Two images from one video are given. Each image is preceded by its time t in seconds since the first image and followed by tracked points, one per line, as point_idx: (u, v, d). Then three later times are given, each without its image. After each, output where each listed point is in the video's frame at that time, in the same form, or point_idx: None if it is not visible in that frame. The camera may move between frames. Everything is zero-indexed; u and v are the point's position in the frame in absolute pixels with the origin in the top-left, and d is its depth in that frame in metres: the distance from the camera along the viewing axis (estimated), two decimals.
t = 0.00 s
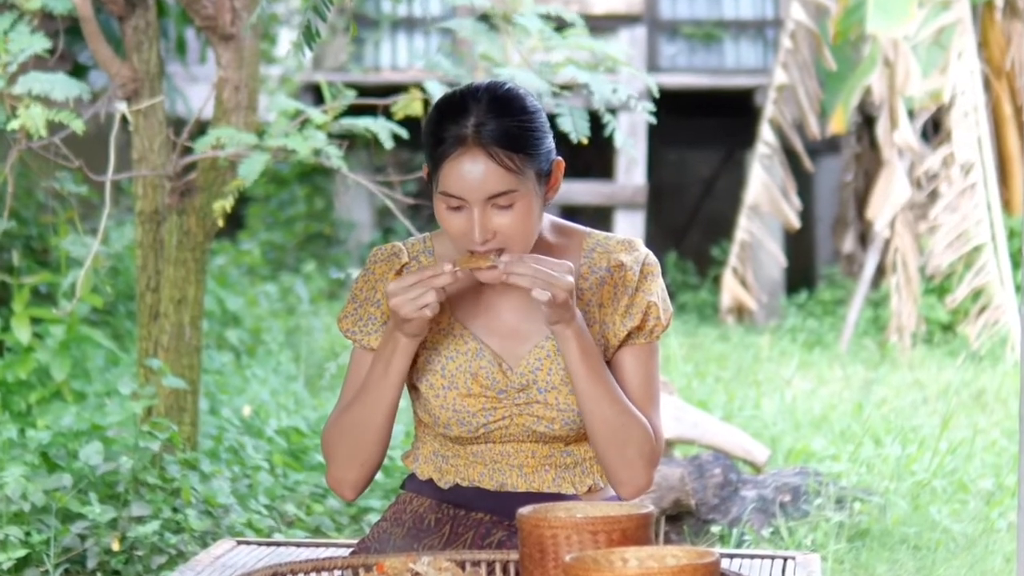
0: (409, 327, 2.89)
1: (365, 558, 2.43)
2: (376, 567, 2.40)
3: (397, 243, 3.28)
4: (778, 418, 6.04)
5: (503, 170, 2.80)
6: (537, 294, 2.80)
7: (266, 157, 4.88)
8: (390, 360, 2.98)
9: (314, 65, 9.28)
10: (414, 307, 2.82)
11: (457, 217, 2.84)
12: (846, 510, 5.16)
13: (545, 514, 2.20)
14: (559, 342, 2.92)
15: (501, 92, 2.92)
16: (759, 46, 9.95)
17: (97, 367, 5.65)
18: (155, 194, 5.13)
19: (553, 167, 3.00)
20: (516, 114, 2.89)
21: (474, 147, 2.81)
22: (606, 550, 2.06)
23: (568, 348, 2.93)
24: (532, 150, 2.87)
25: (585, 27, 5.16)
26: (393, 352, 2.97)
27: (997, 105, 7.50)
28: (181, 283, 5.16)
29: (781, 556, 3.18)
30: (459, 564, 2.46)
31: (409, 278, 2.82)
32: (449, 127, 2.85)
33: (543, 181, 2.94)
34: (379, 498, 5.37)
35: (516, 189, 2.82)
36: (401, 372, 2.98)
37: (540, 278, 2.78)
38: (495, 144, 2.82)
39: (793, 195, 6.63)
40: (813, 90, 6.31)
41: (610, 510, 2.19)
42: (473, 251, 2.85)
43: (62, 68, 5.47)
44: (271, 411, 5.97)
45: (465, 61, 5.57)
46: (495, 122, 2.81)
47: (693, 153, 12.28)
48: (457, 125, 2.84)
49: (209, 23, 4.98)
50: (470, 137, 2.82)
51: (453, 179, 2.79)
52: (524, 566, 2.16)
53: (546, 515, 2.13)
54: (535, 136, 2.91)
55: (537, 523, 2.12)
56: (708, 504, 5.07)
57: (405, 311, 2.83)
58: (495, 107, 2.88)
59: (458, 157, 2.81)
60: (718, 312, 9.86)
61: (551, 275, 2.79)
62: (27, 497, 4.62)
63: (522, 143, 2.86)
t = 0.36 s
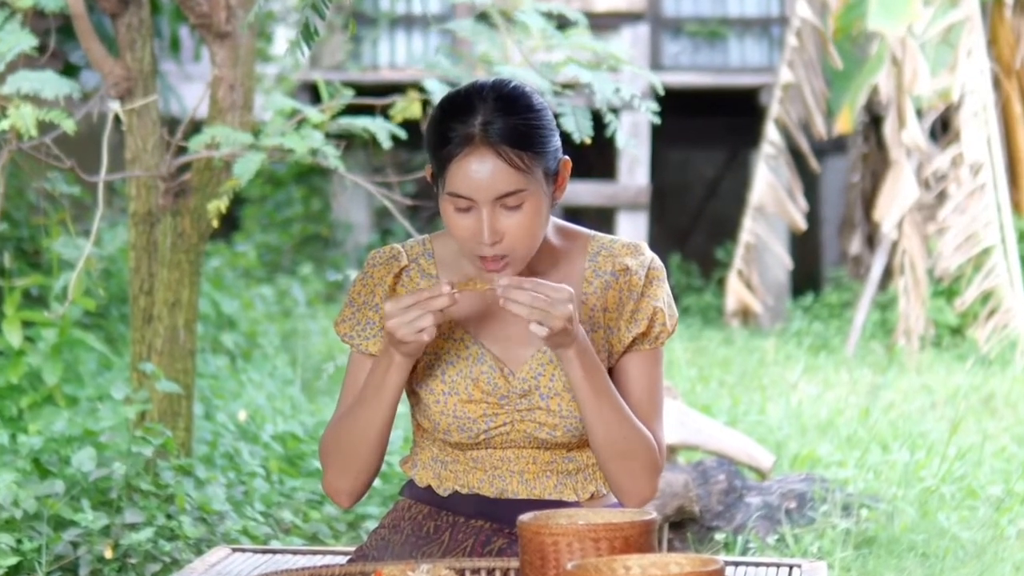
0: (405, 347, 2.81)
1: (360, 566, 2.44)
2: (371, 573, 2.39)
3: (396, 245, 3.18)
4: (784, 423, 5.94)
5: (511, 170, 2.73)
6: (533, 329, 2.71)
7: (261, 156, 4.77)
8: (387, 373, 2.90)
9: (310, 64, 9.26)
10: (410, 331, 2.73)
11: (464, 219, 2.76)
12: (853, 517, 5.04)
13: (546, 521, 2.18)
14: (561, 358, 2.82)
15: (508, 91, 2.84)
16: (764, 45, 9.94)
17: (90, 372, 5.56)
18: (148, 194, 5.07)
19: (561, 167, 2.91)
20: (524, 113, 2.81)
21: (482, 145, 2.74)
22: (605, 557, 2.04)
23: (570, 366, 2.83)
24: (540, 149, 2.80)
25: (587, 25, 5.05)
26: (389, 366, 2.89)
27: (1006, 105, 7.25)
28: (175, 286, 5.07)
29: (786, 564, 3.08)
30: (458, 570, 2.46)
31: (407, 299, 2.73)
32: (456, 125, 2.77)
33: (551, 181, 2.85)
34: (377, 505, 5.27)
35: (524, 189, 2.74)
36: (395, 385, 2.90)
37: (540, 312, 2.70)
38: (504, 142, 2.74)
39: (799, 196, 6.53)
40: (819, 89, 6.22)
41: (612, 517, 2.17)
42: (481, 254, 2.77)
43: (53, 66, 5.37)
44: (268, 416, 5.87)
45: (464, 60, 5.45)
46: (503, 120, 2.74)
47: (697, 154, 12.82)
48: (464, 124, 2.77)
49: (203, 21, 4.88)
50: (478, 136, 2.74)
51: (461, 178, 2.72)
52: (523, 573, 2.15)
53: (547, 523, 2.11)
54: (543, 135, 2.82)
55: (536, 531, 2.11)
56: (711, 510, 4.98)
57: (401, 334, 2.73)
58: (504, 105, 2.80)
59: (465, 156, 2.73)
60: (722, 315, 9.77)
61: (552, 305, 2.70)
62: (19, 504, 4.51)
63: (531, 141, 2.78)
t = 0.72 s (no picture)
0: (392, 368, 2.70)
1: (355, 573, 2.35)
2: None
3: (393, 247, 3.08)
4: (789, 428, 5.84)
5: (512, 158, 2.64)
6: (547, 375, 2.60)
7: (257, 157, 4.67)
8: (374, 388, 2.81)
9: (307, 63, 9.21)
10: (399, 353, 2.64)
11: (462, 209, 2.67)
12: (860, 524, 4.92)
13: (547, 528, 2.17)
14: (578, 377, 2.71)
15: (510, 80, 2.76)
16: (770, 42, 9.92)
17: (82, 376, 5.47)
18: (142, 196, 4.96)
19: (563, 163, 2.83)
20: (526, 103, 2.73)
21: (482, 133, 2.66)
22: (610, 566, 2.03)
23: (589, 384, 2.73)
24: (541, 139, 2.72)
25: (589, 22, 4.94)
26: (370, 387, 2.82)
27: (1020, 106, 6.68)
28: (169, 289, 4.97)
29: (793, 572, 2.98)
30: None
31: (402, 318, 2.63)
32: (455, 112, 2.69)
33: (552, 175, 2.77)
34: (376, 512, 5.17)
35: (524, 177, 2.65)
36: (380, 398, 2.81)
37: (548, 352, 2.58)
38: (505, 129, 2.66)
39: (804, 197, 6.42)
40: (826, 88, 6.12)
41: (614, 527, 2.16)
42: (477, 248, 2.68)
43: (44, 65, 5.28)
44: (263, 420, 5.77)
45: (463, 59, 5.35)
46: (504, 106, 2.67)
47: (701, 155, 13.04)
48: (463, 111, 2.69)
49: (198, 18, 4.77)
50: (478, 122, 2.66)
51: (459, 165, 2.63)
52: None
53: (549, 529, 2.10)
54: (545, 127, 2.75)
55: (538, 538, 2.08)
56: (716, 518, 4.87)
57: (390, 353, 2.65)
58: (504, 94, 2.73)
59: (465, 143, 2.65)
60: (726, 318, 9.68)
61: (557, 340, 2.57)
62: (10, 510, 4.38)
63: (532, 131, 2.71)
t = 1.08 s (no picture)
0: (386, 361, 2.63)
1: None
2: None
3: (389, 249, 3.01)
4: (795, 433, 5.75)
5: (511, 149, 2.57)
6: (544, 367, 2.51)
7: (253, 157, 4.58)
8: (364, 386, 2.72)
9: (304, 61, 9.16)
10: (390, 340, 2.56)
11: (460, 202, 2.59)
12: (866, 531, 4.81)
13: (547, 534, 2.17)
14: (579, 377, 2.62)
15: (507, 72, 2.68)
16: (775, 40, 9.85)
17: (74, 380, 5.38)
18: (135, 197, 4.87)
19: (561, 157, 2.75)
20: (524, 95, 2.66)
21: (480, 123, 2.59)
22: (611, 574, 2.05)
23: (589, 384, 2.64)
24: (540, 131, 2.64)
25: (591, 21, 4.85)
26: (358, 391, 2.74)
27: None
28: (163, 291, 4.88)
29: None
30: None
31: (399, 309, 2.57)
32: (452, 104, 2.63)
33: (551, 169, 2.68)
34: (373, 519, 5.07)
35: (523, 169, 2.58)
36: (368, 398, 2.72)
37: (547, 349, 2.49)
38: (503, 120, 2.59)
39: (811, 197, 6.32)
40: (833, 87, 6.02)
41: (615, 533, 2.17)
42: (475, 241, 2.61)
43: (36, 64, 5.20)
44: (259, 426, 5.67)
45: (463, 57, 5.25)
46: (502, 97, 2.59)
47: (704, 154, 12.85)
48: (461, 102, 2.62)
49: (193, 15, 4.69)
50: (476, 113, 2.59)
51: (456, 157, 2.55)
52: None
53: (549, 537, 2.10)
54: (544, 118, 2.67)
55: (539, 545, 2.10)
56: (720, 524, 4.79)
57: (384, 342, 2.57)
58: (502, 85, 2.66)
59: (462, 135, 2.58)
60: (730, 321, 9.59)
61: (558, 337, 2.49)
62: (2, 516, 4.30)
63: (531, 121, 2.63)
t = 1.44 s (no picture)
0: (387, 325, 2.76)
1: None
2: None
3: (388, 250, 3.12)
4: (801, 439, 5.66)
5: (507, 158, 2.64)
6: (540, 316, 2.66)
7: (249, 157, 4.48)
8: (363, 366, 2.83)
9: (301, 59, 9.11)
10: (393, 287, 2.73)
11: (456, 211, 2.67)
12: (874, 538, 4.69)
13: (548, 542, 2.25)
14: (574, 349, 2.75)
15: (504, 76, 2.73)
16: (781, 38, 9.76)
17: (66, 385, 5.31)
18: (129, 198, 4.76)
19: (559, 159, 2.80)
20: (522, 100, 2.70)
21: (476, 133, 2.65)
22: None
23: (585, 361, 2.76)
24: (537, 136, 2.70)
25: (593, 18, 4.75)
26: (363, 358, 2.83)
27: None
28: (157, 294, 4.79)
29: None
30: None
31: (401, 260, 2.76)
32: (448, 112, 2.69)
33: (548, 174, 2.74)
34: (370, 526, 4.96)
35: (520, 178, 2.65)
36: (368, 377, 2.83)
37: (546, 305, 2.64)
38: (498, 128, 2.65)
39: (818, 198, 6.24)
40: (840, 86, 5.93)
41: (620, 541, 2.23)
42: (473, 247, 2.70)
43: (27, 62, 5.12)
44: (255, 431, 5.57)
45: (464, 56, 5.16)
46: (499, 105, 2.65)
47: (708, 154, 12.73)
48: (457, 110, 2.68)
49: (188, 12, 4.62)
50: (471, 122, 2.66)
51: (453, 167, 2.63)
52: None
53: (553, 546, 2.16)
54: (540, 122, 2.71)
55: (541, 553, 2.16)
56: (724, 531, 4.69)
57: (387, 295, 2.74)
58: (499, 90, 2.70)
59: (459, 144, 2.65)
60: (735, 324, 9.49)
61: (557, 296, 2.65)
62: None
63: (527, 126, 2.69)
